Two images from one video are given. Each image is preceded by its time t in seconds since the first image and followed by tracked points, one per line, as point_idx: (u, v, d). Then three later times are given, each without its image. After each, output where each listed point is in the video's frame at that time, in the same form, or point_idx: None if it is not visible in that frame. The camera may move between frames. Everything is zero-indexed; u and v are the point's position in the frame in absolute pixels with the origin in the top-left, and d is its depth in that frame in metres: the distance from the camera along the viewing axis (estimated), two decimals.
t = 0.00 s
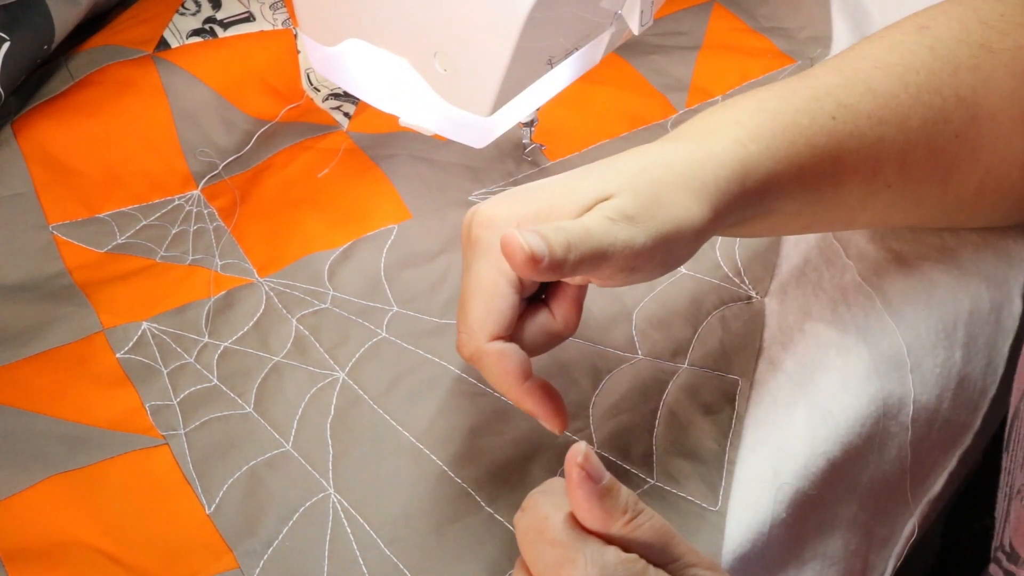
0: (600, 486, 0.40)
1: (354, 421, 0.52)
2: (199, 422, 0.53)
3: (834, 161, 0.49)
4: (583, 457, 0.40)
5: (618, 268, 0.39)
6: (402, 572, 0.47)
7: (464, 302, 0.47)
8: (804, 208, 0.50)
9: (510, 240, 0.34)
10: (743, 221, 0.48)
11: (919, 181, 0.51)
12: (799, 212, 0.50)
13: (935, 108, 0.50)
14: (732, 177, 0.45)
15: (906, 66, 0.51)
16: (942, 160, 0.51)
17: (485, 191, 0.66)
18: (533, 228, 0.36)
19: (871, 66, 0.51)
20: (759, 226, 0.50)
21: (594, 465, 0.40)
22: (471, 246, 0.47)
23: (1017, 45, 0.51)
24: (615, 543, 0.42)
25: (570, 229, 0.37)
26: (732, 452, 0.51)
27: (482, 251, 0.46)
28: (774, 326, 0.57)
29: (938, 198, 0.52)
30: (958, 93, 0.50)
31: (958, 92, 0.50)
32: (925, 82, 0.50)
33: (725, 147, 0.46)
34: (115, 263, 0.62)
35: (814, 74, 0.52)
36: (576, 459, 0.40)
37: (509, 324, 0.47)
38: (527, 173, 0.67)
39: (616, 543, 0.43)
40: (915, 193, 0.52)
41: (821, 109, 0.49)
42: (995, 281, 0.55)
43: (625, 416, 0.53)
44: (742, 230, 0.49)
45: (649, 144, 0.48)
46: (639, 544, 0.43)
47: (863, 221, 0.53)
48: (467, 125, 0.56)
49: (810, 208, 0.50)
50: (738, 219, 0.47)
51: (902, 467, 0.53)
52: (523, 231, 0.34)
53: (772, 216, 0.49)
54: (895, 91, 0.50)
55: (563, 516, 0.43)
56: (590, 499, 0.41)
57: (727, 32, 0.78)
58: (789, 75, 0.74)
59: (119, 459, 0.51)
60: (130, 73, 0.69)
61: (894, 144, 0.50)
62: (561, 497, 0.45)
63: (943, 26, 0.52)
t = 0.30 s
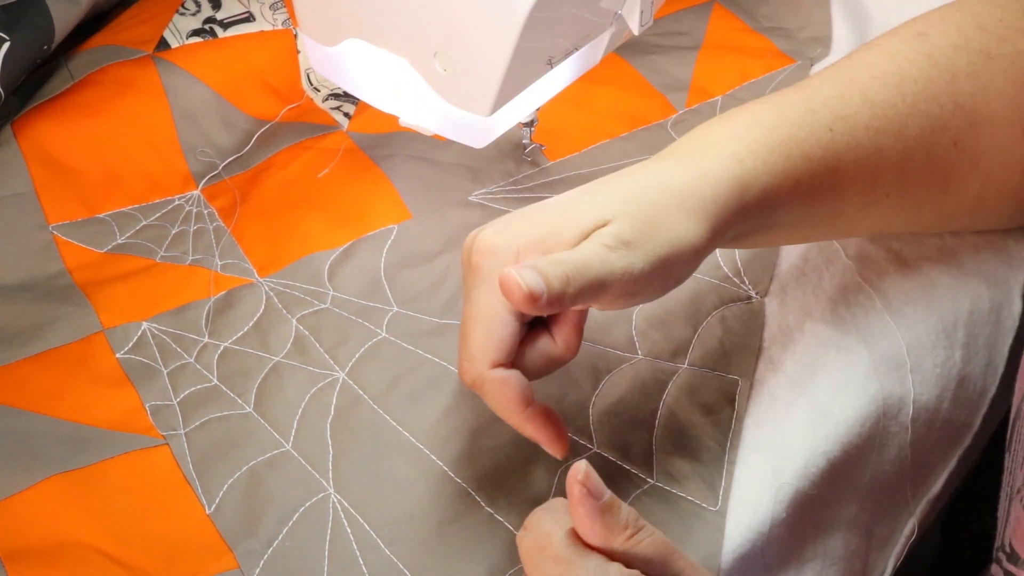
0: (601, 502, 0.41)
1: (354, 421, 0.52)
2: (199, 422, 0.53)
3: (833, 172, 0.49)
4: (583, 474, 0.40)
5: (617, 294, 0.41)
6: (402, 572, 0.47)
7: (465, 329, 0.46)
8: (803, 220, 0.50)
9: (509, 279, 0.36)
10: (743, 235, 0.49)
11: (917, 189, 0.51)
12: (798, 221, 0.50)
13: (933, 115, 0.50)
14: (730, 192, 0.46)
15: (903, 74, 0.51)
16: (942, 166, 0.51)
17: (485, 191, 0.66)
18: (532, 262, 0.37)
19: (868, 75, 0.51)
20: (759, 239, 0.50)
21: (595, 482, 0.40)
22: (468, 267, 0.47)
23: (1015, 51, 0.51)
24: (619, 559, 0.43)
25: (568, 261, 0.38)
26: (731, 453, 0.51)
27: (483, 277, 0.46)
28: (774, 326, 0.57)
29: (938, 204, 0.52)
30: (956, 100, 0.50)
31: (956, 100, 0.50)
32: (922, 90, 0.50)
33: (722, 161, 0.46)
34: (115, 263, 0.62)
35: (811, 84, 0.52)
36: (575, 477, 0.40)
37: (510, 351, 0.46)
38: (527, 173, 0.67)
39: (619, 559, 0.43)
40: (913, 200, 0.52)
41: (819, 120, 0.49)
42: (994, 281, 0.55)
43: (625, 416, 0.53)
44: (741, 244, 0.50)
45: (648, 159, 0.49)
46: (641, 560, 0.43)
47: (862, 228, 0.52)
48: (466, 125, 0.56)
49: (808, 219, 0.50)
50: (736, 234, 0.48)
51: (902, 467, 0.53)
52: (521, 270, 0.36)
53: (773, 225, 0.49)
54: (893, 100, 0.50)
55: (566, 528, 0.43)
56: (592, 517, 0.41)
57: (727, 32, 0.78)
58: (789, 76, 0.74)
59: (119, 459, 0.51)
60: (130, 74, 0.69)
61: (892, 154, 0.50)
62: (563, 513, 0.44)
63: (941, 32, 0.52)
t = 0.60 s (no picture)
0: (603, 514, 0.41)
1: (354, 421, 0.52)
2: (199, 422, 0.53)
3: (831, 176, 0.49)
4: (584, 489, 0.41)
5: (615, 301, 0.41)
6: (402, 572, 0.47)
7: (463, 336, 0.46)
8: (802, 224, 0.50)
9: (505, 290, 0.36)
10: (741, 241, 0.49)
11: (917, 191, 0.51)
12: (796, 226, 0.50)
13: (932, 118, 0.50)
14: (728, 197, 0.46)
15: (903, 76, 0.51)
16: (941, 169, 0.51)
17: (486, 191, 0.66)
18: (529, 271, 0.37)
19: (867, 79, 0.51)
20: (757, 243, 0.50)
21: (595, 494, 0.41)
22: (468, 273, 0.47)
23: (1015, 52, 0.51)
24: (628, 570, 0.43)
25: (565, 271, 0.38)
26: (731, 453, 0.51)
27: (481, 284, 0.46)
28: (774, 326, 0.57)
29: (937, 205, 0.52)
30: (956, 103, 0.50)
31: (956, 102, 0.50)
32: (921, 93, 0.50)
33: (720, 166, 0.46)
34: (115, 262, 0.62)
35: (809, 88, 0.52)
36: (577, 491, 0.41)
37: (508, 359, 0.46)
38: (527, 173, 0.67)
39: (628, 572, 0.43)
40: (913, 202, 0.52)
41: (817, 124, 0.49)
42: (994, 281, 0.55)
43: (626, 416, 0.53)
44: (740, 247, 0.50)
45: (645, 164, 0.49)
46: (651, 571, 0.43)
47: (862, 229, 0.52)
48: (466, 125, 0.56)
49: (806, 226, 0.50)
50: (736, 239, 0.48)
51: (902, 467, 0.53)
52: (517, 281, 0.36)
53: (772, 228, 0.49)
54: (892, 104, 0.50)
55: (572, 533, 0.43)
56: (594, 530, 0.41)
57: (727, 32, 0.78)
58: (790, 76, 0.74)
59: (119, 459, 0.51)
60: (130, 73, 0.69)
61: (891, 157, 0.50)
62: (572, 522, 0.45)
63: (941, 34, 0.52)
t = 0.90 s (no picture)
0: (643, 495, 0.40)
1: (354, 421, 0.52)
2: (199, 422, 0.53)
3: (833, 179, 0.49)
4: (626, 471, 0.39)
5: (626, 303, 0.41)
6: (402, 572, 0.47)
7: (469, 331, 0.45)
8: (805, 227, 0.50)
9: (522, 293, 0.36)
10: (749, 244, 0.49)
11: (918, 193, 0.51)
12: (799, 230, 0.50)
13: (934, 119, 0.50)
14: (735, 198, 0.46)
15: (903, 78, 0.51)
16: (944, 171, 0.51)
17: (486, 191, 0.66)
18: (545, 273, 0.37)
19: (868, 81, 0.51)
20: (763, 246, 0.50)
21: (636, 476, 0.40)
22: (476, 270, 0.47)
23: (1014, 54, 0.51)
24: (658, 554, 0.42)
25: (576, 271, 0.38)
26: (731, 453, 0.51)
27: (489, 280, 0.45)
28: (774, 326, 0.57)
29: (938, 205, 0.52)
30: (957, 104, 0.50)
31: (957, 104, 0.50)
32: (922, 95, 0.50)
33: (728, 165, 0.46)
34: (115, 263, 0.62)
35: (810, 91, 0.52)
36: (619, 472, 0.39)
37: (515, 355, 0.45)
38: (527, 173, 0.67)
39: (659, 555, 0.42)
40: (913, 203, 0.52)
41: (821, 128, 0.49)
42: (994, 281, 0.55)
43: (626, 415, 0.53)
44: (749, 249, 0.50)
45: (651, 166, 0.49)
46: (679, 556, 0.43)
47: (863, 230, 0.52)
48: (466, 125, 0.56)
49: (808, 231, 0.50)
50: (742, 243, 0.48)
51: (902, 467, 0.53)
52: (533, 283, 0.36)
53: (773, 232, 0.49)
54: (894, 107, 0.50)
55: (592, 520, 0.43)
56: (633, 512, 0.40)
57: (727, 32, 0.78)
58: (790, 76, 0.74)
59: (119, 459, 0.51)
60: (130, 73, 0.69)
61: (895, 159, 0.50)
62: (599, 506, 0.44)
63: (939, 36, 0.53)
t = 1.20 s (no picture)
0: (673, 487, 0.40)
1: (354, 421, 0.52)
2: (199, 422, 0.53)
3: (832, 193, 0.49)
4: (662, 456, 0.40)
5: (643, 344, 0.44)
6: (402, 572, 0.47)
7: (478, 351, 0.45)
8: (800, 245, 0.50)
9: (556, 363, 0.40)
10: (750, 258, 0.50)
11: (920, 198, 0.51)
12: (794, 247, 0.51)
13: (932, 134, 0.49)
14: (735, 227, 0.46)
15: (904, 93, 0.50)
16: (943, 183, 0.50)
17: (486, 191, 0.66)
18: (575, 334, 0.40)
19: (869, 96, 0.50)
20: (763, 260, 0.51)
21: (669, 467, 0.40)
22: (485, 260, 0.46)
23: (1018, 56, 0.51)
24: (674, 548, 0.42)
25: (607, 326, 0.41)
26: (731, 453, 0.51)
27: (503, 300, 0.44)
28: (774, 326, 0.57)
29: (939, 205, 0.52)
30: (956, 119, 0.50)
31: (957, 117, 0.50)
32: (922, 110, 0.49)
33: (726, 204, 0.46)
34: (115, 262, 0.62)
35: (813, 104, 0.51)
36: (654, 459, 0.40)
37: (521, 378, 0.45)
38: (526, 174, 0.67)
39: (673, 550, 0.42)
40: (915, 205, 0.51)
41: (826, 154, 0.48)
42: (995, 281, 0.55)
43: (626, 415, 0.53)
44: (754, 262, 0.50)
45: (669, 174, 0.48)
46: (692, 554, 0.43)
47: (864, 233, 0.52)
48: (465, 125, 0.56)
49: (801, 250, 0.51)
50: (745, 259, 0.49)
51: (902, 467, 0.53)
52: (567, 353, 0.40)
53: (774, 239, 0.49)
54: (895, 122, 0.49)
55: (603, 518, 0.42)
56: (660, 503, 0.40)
57: (728, 32, 0.78)
58: (790, 76, 0.74)
59: (120, 459, 0.51)
60: (130, 73, 0.69)
61: (892, 176, 0.49)
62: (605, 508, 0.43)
63: (939, 45, 0.52)
